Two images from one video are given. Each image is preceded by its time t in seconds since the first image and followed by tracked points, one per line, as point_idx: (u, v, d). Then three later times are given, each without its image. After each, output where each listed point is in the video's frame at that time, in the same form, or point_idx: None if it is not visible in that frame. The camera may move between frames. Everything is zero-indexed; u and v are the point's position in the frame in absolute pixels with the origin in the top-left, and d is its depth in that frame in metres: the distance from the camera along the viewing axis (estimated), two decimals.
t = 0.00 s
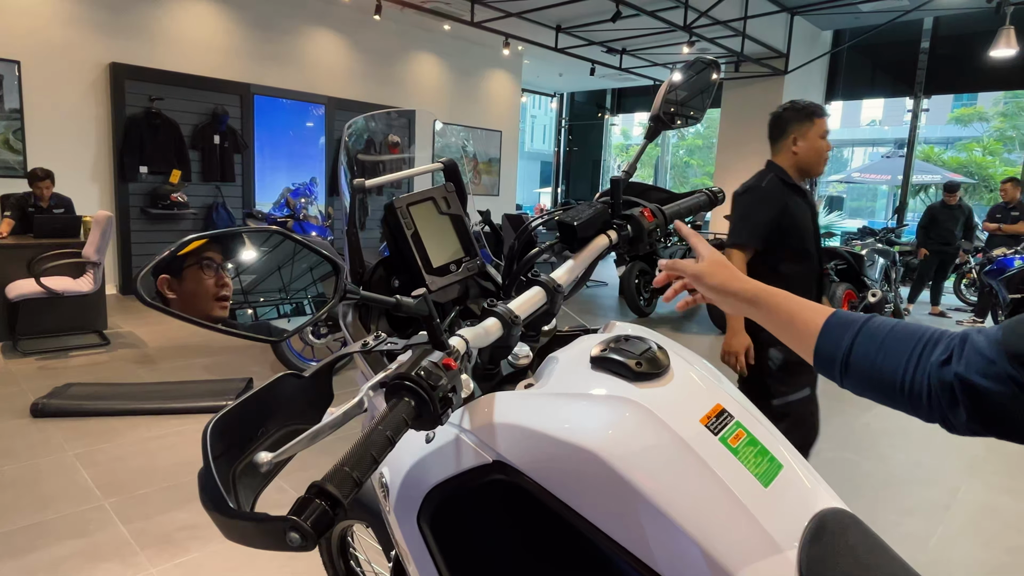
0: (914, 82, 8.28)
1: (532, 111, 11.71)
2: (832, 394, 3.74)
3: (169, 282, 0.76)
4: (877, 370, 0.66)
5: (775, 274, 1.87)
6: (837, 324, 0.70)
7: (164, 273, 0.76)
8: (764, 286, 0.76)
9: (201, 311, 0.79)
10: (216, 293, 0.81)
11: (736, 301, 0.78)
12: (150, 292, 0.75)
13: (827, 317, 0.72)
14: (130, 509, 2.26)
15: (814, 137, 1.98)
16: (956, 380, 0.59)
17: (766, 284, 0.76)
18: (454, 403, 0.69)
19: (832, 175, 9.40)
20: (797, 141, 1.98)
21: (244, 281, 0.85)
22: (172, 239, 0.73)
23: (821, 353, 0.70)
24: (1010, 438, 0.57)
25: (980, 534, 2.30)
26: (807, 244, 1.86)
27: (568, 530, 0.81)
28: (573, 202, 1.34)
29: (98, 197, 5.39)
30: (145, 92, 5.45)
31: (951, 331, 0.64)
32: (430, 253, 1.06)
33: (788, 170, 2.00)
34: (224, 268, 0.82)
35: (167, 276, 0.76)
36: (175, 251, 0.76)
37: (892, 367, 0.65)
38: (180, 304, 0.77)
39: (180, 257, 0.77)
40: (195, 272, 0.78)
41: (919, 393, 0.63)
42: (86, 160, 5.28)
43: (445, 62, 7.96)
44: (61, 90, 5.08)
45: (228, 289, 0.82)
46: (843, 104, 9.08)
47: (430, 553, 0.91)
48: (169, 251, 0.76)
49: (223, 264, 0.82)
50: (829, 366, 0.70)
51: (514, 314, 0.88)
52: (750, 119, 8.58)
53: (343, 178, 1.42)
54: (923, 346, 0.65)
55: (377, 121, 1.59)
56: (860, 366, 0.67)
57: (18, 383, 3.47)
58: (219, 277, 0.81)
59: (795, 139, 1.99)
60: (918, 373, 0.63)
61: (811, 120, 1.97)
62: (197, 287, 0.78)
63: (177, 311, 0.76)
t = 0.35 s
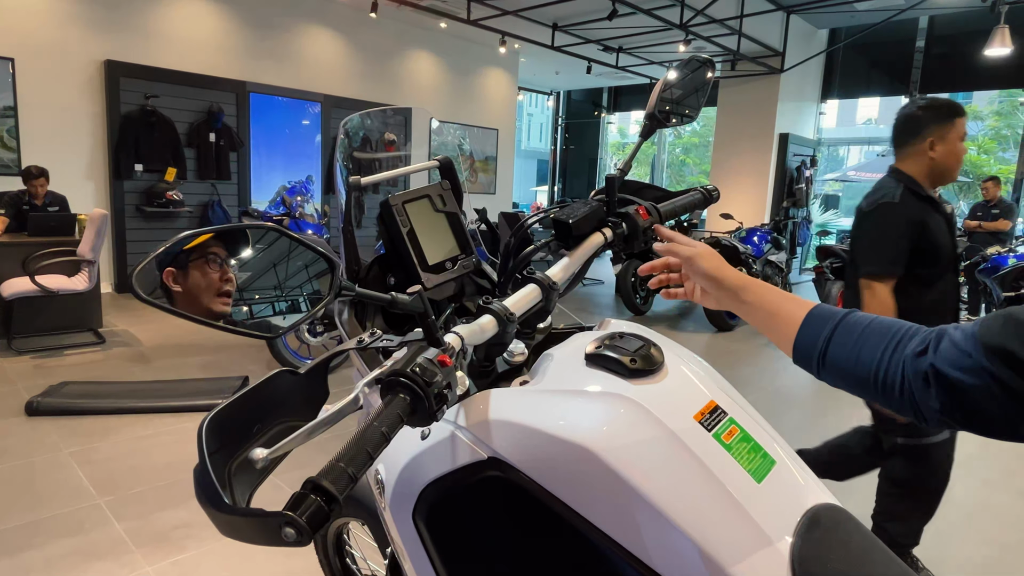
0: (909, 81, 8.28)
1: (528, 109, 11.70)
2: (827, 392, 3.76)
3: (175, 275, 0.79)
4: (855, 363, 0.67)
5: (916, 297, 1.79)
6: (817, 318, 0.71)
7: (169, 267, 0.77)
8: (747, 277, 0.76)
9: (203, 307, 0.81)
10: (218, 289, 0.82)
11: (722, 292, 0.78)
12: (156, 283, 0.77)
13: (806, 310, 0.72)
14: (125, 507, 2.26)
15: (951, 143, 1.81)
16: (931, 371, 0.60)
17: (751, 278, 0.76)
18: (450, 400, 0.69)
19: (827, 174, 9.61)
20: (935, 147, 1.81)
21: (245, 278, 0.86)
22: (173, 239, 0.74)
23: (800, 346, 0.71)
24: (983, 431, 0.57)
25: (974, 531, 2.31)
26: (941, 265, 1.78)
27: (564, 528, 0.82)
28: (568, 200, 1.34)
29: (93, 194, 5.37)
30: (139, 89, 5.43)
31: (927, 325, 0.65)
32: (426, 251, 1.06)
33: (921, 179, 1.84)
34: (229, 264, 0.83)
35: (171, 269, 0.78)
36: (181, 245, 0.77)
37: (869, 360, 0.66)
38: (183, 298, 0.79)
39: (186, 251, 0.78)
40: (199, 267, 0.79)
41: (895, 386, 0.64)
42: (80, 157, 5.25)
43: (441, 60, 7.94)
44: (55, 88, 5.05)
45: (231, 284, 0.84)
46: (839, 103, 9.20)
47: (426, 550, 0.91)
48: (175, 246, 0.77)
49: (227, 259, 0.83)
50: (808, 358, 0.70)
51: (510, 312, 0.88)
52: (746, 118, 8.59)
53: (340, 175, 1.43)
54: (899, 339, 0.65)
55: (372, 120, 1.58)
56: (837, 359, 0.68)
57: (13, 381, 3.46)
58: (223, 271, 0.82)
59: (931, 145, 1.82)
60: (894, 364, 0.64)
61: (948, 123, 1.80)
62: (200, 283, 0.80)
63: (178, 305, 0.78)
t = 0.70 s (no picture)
0: (906, 80, 8.30)
1: (526, 108, 11.70)
2: (823, 390, 3.78)
3: (174, 273, 0.79)
4: (848, 336, 0.65)
5: None
6: (811, 294, 0.69)
7: (168, 264, 0.78)
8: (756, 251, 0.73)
9: (202, 305, 0.82)
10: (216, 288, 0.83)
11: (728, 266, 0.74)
12: (155, 280, 0.78)
13: (800, 283, 0.70)
14: (123, 506, 2.26)
15: None
16: (918, 346, 0.62)
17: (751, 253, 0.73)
18: (446, 398, 0.70)
19: (825, 173, 9.67)
20: None
21: (242, 277, 0.87)
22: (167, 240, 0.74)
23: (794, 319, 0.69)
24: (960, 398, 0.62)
25: (971, 529, 2.32)
26: None
27: (562, 523, 0.82)
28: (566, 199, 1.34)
29: (90, 193, 5.36)
30: (136, 88, 5.42)
31: (914, 300, 0.65)
32: (423, 250, 1.06)
33: None
34: (228, 260, 0.83)
35: (170, 267, 0.79)
36: (179, 244, 0.78)
37: (859, 334, 0.65)
38: (182, 297, 0.80)
39: (184, 249, 0.79)
40: (198, 265, 0.80)
41: (885, 359, 0.64)
42: (76, 156, 5.24)
43: (439, 60, 7.95)
44: (52, 86, 5.04)
45: (231, 282, 0.84)
46: (836, 103, 9.22)
47: (423, 548, 0.92)
48: (172, 244, 0.77)
49: (226, 256, 0.83)
50: (801, 330, 0.69)
51: (506, 310, 0.88)
52: (743, 117, 8.61)
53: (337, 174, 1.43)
54: (888, 314, 0.65)
55: (369, 119, 1.58)
56: (830, 333, 0.66)
57: (10, 380, 3.46)
58: (222, 269, 0.83)
59: None
60: (883, 340, 0.64)
61: None
62: (198, 282, 0.81)
63: (177, 301, 0.80)
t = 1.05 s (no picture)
0: (905, 81, 8.33)
1: (525, 109, 11.71)
2: (822, 390, 3.79)
3: (182, 271, 0.81)
4: (809, 256, 0.64)
5: None
6: (784, 219, 0.69)
7: (177, 262, 0.80)
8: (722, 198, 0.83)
9: (207, 303, 0.82)
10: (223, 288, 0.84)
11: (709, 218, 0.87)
12: (163, 277, 0.80)
13: (776, 215, 0.71)
14: (121, 507, 2.26)
15: None
16: (876, 266, 0.58)
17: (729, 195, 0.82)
18: (443, 397, 0.71)
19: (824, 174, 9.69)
20: None
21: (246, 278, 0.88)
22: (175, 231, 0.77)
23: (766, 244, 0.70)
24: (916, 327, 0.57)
25: (969, 529, 2.32)
26: None
27: (554, 520, 0.83)
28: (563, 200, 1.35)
29: (89, 194, 5.36)
30: (135, 89, 5.43)
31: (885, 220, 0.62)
32: (420, 250, 1.07)
33: None
34: (234, 260, 0.85)
35: (179, 264, 0.81)
36: (188, 241, 0.81)
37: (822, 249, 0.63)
38: (188, 294, 0.81)
39: (192, 246, 0.81)
40: (205, 262, 0.82)
41: (842, 280, 0.61)
42: (75, 157, 5.24)
43: (438, 61, 7.96)
44: (51, 86, 5.04)
45: (236, 281, 0.85)
46: (835, 103, 9.25)
47: (421, 548, 0.92)
48: (182, 241, 0.80)
49: (233, 255, 0.85)
50: (770, 251, 0.69)
51: (503, 310, 0.89)
52: (742, 118, 8.63)
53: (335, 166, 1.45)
54: (856, 231, 0.62)
55: (367, 120, 1.60)
56: (794, 253, 0.66)
57: (7, 381, 3.46)
58: (229, 268, 0.85)
59: None
60: (842, 256, 0.61)
61: None
62: (205, 279, 0.82)
63: (184, 299, 0.81)
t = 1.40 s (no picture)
0: (904, 83, 8.35)
1: (525, 112, 11.72)
2: (821, 392, 3.79)
3: (180, 273, 0.81)
4: (792, 265, 0.68)
5: None
6: (764, 231, 0.72)
7: (175, 264, 0.80)
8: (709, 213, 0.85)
9: (205, 305, 0.82)
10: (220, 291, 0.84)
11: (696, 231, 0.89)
12: (160, 279, 0.80)
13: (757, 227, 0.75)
14: (119, 510, 2.26)
15: None
16: (857, 273, 0.62)
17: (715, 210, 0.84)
18: (436, 399, 0.71)
19: (824, 176, 9.64)
20: None
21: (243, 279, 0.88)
22: (172, 237, 0.76)
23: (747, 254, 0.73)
24: (897, 328, 0.62)
25: (969, 531, 2.32)
26: None
27: (548, 521, 0.83)
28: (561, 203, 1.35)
29: (88, 197, 5.36)
30: (135, 92, 5.44)
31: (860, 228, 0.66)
32: (416, 252, 1.08)
33: None
34: (233, 262, 0.85)
35: (177, 267, 0.81)
36: (186, 244, 0.80)
37: (805, 258, 0.66)
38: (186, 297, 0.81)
39: (191, 248, 0.81)
40: (204, 264, 0.83)
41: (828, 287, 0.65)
42: (75, 160, 5.25)
43: (437, 63, 7.97)
44: (51, 90, 5.05)
45: (234, 283, 0.86)
46: (834, 104, 9.25)
47: (415, 550, 0.92)
48: (179, 243, 0.79)
49: (231, 257, 0.85)
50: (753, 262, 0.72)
51: (497, 313, 0.90)
52: (741, 120, 8.64)
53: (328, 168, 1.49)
54: (834, 239, 0.66)
55: (364, 123, 1.60)
56: (777, 263, 0.69)
57: (7, 384, 3.46)
58: (227, 270, 0.85)
59: None
60: (825, 265, 0.65)
61: None
62: (204, 282, 0.82)
63: (182, 300, 0.81)
